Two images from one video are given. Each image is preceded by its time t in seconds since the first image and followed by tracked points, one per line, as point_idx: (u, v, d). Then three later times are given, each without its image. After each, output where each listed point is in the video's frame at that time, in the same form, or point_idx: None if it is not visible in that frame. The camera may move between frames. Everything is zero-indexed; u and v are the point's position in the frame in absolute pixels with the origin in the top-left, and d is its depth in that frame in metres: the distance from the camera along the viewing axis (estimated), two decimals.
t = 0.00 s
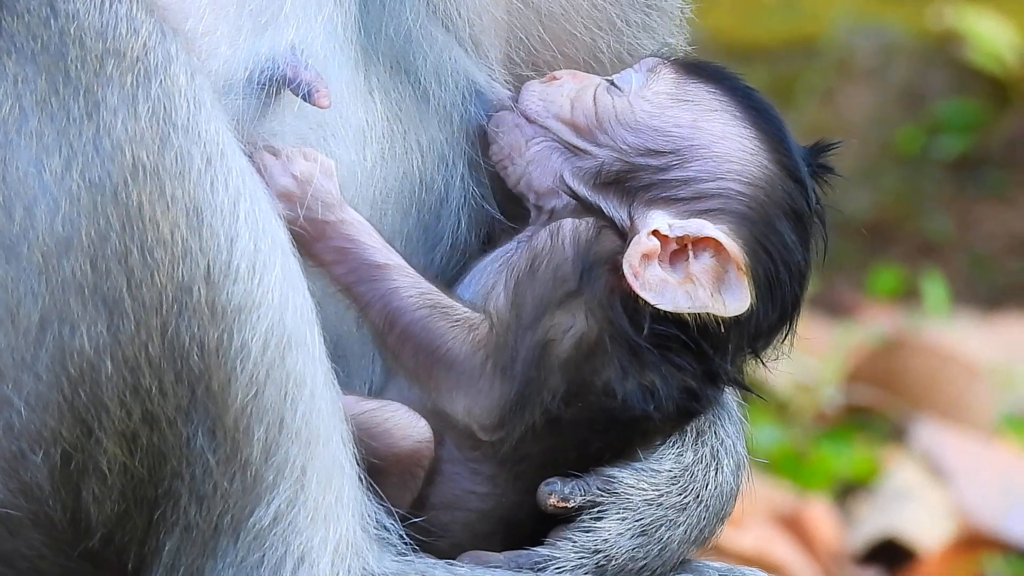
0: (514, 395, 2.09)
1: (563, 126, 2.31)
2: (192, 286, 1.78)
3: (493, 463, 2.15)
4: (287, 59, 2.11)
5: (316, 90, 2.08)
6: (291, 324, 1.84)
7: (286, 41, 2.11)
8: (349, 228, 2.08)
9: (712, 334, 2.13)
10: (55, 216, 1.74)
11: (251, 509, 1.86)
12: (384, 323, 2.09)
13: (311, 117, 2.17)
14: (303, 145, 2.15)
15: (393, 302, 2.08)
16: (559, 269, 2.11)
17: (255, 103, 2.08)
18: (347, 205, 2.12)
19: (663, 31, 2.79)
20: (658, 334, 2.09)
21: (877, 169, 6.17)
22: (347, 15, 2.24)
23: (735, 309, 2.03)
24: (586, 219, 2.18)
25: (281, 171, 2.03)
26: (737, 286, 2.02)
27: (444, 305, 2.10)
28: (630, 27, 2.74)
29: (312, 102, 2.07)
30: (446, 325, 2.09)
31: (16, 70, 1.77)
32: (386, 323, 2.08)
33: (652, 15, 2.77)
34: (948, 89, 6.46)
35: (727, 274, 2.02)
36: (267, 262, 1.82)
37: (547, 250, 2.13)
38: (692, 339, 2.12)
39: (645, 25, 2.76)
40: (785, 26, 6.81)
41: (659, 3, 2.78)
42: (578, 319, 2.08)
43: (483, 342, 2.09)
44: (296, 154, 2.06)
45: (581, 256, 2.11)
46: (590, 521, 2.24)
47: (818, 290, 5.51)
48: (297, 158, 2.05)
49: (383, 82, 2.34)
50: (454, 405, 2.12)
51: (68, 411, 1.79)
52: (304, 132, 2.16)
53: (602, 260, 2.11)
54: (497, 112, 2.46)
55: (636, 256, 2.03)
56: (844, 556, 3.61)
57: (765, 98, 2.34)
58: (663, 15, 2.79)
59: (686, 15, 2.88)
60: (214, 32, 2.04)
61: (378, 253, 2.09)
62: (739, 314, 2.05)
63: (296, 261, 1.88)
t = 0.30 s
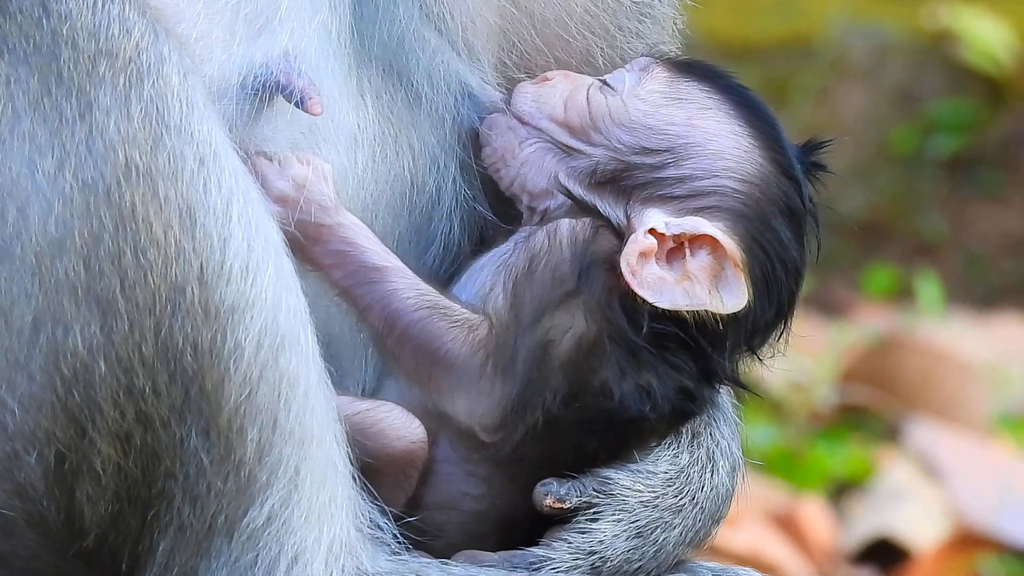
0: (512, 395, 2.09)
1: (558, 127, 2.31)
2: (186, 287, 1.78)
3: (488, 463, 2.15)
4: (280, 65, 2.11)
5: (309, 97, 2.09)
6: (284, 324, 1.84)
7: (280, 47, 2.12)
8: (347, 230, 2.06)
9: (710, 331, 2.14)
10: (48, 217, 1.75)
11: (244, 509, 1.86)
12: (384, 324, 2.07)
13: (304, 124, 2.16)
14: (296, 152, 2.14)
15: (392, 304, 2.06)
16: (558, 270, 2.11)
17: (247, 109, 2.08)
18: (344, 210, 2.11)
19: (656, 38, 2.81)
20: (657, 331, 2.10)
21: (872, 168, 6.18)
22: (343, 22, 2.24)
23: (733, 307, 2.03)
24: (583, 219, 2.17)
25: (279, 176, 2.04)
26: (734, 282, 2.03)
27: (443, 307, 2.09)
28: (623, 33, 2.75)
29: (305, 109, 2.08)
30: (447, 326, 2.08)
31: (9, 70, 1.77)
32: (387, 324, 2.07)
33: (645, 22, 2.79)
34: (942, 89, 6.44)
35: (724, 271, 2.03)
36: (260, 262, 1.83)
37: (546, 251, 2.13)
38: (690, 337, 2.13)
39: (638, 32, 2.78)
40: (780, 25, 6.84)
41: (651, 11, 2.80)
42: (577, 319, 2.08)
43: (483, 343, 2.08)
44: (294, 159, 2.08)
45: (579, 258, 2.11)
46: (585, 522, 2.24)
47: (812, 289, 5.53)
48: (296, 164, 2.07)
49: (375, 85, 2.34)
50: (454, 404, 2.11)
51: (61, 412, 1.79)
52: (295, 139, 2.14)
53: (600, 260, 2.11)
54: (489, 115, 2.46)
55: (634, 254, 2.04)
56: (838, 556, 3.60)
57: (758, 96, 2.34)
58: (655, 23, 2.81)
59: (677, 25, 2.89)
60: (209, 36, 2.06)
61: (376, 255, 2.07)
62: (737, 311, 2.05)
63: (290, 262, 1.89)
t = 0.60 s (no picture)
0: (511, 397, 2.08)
1: (557, 123, 2.32)
2: (182, 289, 1.78)
3: (486, 464, 2.15)
4: (279, 63, 2.12)
5: (307, 95, 2.07)
6: (280, 326, 1.84)
7: (278, 46, 2.13)
8: (348, 232, 2.06)
9: (705, 332, 2.14)
10: (44, 220, 1.75)
11: (241, 511, 1.87)
12: (388, 327, 2.06)
13: (302, 122, 2.16)
14: (294, 151, 2.14)
15: (395, 306, 2.06)
16: (557, 272, 2.11)
17: (245, 107, 2.08)
18: (347, 212, 2.11)
19: (652, 38, 2.81)
20: (655, 332, 2.10)
21: (870, 167, 6.19)
22: (340, 21, 2.25)
23: (728, 309, 2.03)
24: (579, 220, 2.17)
25: (280, 177, 2.05)
26: (730, 286, 2.03)
27: (447, 309, 2.08)
28: (620, 32, 2.75)
29: (303, 106, 2.07)
30: (450, 329, 2.07)
31: (3, 73, 1.77)
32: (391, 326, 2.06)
33: (641, 22, 2.79)
34: (938, 88, 6.47)
35: (719, 273, 2.03)
36: (256, 264, 1.83)
37: (546, 253, 2.13)
38: (687, 337, 2.13)
39: (635, 31, 2.78)
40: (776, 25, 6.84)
41: (647, 12, 2.81)
42: (576, 320, 2.08)
43: (485, 345, 2.07)
44: (296, 160, 2.09)
45: (579, 259, 2.11)
46: (584, 522, 2.24)
47: (809, 289, 5.53)
48: (297, 164, 2.08)
49: (373, 84, 2.34)
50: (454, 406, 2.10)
51: (58, 415, 1.79)
52: (296, 136, 2.15)
53: (598, 260, 2.11)
54: (490, 108, 2.47)
55: (630, 254, 2.04)
56: (836, 556, 3.60)
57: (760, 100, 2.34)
58: (652, 23, 2.81)
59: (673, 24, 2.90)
60: (206, 36, 2.06)
61: (380, 257, 2.07)
62: (732, 313, 2.05)
63: (286, 263, 1.89)
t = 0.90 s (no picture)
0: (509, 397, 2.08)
1: (553, 128, 2.32)
2: (179, 289, 1.78)
3: (483, 465, 2.15)
4: (279, 61, 2.12)
5: (307, 94, 2.08)
6: (277, 326, 1.84)
7: (278, 45, 2.13)
8: (349, 233, 2.06)
9: (706, 331, 2.14)
10: (41, 219, 1.74)
11: (238, 511, 1.87)
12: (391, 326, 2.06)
13: (302, 120, 2.16)
14: (293, 150, 2.14)
15: (393, 307, 2.06)
16: (558, 273, 2.10)
17: (245, 105, 2.08)
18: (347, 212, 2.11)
19: (652, 39, 2.81)
20: (654, 333, 2.10)
21: (867, 168, 6.19)
22: (340, 19, 2.26)
23: (729, 308, 2.03)
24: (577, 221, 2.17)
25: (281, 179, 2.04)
26: (731, 285, 2.03)
27: (448, 311, 2.08)
28: (620, 34, 2.75)
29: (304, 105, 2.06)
30: (451, 329, 2.07)
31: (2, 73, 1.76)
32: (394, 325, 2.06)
33: (641, 24, 2.79)
34: (936, 89, 6.45)
35: (720, 271, 2.03)
36: (254, 264, 1.83)
37: (546, 254, 2.13)
38: (687, 337, 2.13)
39: (635, 33, 2.78)
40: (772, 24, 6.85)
41: (647, 13, 2.81)
42: (575, 321, 2.07)
43: (486, 346, 2.08)
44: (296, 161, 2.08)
45: (579, 259, 2.11)
46: (582, 522, 2.24)
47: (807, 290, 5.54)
48: (297, 165, 2.07)
49: (372, 83, 2.35)
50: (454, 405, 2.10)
51: (54, 414, 1.79)
52: (295, 135, 2.15)
53: (599, 260, 2.11)
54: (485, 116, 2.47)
55: (630, 254, 2.04)
56: (832, 557, 3.61)
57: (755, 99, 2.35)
58: (652, 25, 2.82)
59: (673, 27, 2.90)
60: (207, 34, 2.06)
61: (382, 259, 2.08)
62: (732, 312, 2.05)
63: (283, 263, 1.89)
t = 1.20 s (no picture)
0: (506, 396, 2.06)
1: (529, 122, 2.30)
2: (177, 293, 1.78)
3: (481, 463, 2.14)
4: (274, 65, 2.12)
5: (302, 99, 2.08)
6: (275, 329, 1.84)
7: (273, 48, 2.13)
8: (368, 228, 2.06)
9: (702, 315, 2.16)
10: (39, 224, 1.74)
11: (236, 515, 1.86)
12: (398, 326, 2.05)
13: (298, 121, 2.14)
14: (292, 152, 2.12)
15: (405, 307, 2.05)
16: (553, 274, 2.10)
17: (240, 109, 2.08)
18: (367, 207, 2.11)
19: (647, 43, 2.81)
20: (650, 326, 2.12)
21: (862, 169, 6.19)
22: (335, 20, 2.26)
23: (723, 292, 2.03)
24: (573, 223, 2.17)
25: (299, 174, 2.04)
26: (722, 267, 2.03)
27: (458, 312, 2.06)
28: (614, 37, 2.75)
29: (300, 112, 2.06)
30: (461, 331, 2.05)
31: None
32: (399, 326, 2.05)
33: (636, 27, 2.80)
34: (933, 92, 6.43)
35: (711, 256, 2.04)
36: (251, 268, 1.83)
37: (541, 257, 2.12)
38: (681, 327, 2.15)
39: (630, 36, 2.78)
40: (768, 28, 6.82)
41: (642, 17, 2.81)
42: (573, 324, 2.07)
43: (492, 350, 2.06)
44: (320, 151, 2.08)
45: (572, 261, 2.10)
46: (577, 526, 2.24)
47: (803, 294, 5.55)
48: (320, 156, 2.07)
49: (365, 85, 2.35)
50: (456, 407, 2.08)
51: (52, 418, 1.79)
52: (293, 138, 2.13)
53: (590, 259, 2.11)
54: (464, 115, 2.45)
55: (623, 246, 2.04)
56: (830, 559, 3.61)
57: (726, 80, 2.36)
58: (646, 28, 2.82)
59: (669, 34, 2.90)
60: (202, 39, 2.07)
61: (396, 255, 2.07)
62: (727, 296, 2.05)
63: (280, 266, 1.89)
